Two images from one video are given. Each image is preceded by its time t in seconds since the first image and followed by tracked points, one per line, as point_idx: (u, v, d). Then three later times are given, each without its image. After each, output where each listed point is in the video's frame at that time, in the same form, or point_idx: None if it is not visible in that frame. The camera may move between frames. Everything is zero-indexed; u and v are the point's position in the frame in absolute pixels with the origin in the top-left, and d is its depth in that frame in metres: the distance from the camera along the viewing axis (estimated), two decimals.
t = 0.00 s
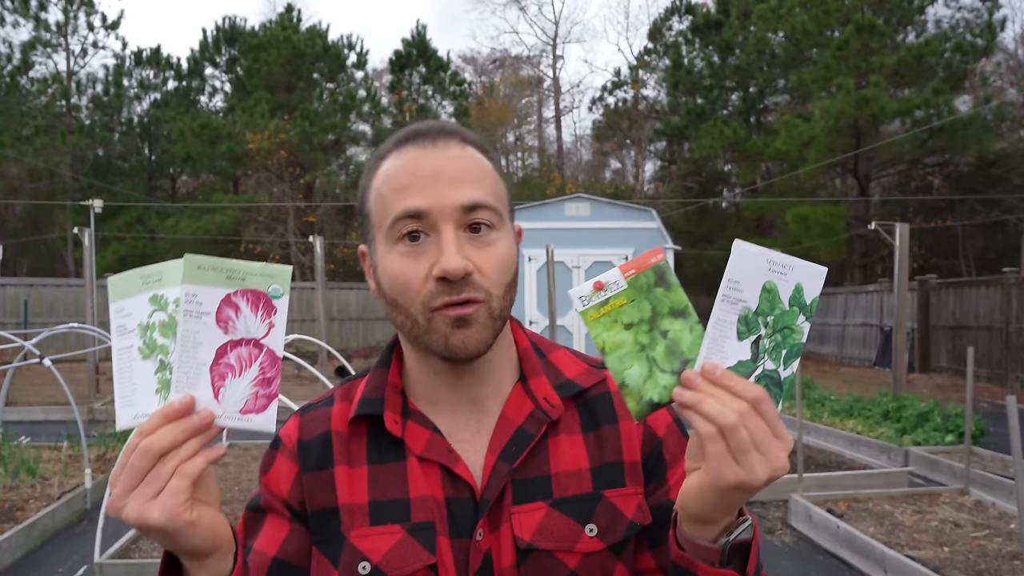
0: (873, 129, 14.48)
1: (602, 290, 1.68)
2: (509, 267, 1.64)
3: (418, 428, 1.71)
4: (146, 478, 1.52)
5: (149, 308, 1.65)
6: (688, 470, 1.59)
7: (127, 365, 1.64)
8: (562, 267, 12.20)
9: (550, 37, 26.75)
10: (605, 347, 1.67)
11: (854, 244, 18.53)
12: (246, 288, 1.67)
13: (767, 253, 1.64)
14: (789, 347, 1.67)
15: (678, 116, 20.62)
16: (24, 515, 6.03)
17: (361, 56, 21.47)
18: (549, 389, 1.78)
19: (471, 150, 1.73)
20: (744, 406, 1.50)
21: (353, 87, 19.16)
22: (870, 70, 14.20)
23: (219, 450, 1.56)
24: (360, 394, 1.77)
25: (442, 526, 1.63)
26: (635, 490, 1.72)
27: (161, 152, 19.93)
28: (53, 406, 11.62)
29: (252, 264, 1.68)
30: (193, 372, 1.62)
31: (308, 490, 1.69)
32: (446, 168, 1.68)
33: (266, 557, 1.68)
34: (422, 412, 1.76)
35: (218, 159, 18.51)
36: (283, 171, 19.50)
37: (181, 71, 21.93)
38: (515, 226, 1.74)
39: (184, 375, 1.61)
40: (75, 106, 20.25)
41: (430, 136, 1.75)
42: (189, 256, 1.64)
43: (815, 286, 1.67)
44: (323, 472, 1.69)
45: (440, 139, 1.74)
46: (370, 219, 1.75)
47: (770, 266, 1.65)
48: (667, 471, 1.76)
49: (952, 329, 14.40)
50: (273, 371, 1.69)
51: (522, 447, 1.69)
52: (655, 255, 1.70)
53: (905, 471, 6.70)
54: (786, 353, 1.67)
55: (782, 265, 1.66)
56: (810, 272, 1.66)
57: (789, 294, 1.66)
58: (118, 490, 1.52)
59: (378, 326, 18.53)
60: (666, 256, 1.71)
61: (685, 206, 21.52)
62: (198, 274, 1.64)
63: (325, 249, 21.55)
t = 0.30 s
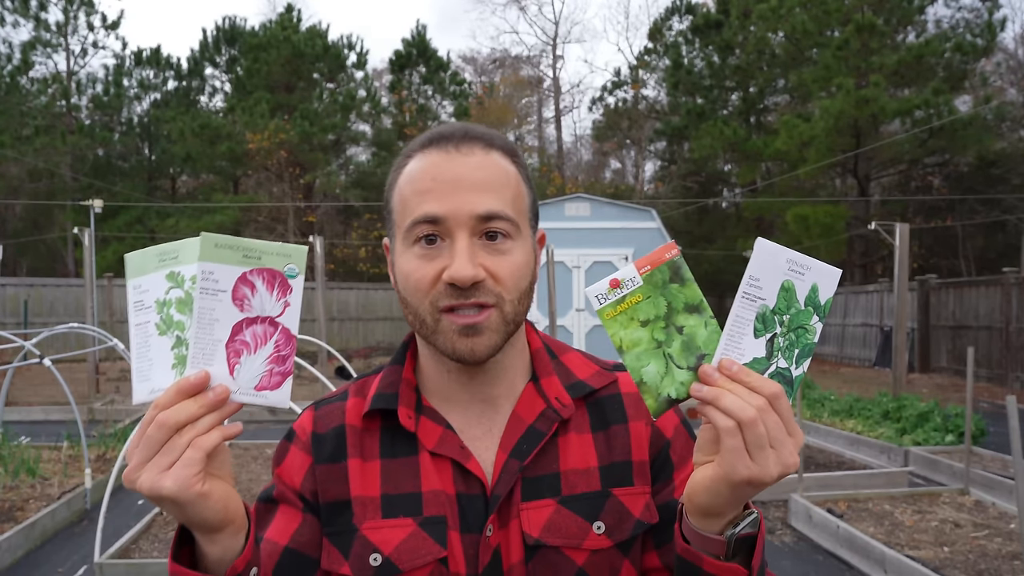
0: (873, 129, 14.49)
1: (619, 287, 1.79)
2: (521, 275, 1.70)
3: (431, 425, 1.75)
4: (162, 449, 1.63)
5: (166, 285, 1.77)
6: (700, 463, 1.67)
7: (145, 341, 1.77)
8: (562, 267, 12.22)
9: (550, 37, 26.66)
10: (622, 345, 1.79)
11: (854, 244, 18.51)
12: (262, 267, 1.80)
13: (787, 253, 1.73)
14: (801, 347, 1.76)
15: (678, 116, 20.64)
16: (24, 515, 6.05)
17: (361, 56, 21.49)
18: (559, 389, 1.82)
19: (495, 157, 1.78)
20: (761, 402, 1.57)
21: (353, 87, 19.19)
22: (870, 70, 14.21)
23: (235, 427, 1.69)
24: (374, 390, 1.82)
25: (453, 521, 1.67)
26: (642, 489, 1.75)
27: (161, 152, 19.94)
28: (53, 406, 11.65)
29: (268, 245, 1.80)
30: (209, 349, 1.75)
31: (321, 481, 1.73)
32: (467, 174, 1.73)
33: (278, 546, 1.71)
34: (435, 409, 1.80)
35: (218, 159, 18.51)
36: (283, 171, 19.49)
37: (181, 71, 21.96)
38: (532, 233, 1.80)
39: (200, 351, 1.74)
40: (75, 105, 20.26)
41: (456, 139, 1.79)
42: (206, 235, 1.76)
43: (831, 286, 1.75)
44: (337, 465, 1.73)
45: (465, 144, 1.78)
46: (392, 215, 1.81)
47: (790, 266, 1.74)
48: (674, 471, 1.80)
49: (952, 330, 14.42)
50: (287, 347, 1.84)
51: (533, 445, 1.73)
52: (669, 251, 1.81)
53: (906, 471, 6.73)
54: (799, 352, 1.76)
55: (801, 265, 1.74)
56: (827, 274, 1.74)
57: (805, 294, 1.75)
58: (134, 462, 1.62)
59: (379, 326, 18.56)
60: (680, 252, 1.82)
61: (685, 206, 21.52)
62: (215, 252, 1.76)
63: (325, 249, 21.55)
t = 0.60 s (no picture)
0: (873, 129, 14.47)
1: (643, 276, 1.79)
2: (526, 277, 1.70)
3: (439, 423, 1.76)
4: (169, 438, 1.64)
5: (175, 280, 1.84)
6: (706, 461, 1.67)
7: (154, 334, 1.80)
8: (562, 267, 12.21)
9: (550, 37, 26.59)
10: (641, 333, 1.79)
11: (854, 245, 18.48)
12: (269, 259, 1.81)
13: (824, 261, 1.71)
14: (832, 359, 1.75)
15: (678, 116, 20.63)
16: (24, 515, 6.05)
17: (361, 56, 21.48)
18: (568, 390, 1.82)
19: (505, 159, 1.78)
20: (771, 406, 1.57)
21: (353, 87, 19.19)
22: (870, 70, 14.19)
23: (241, 416, 1.68)
24: (383, 388, 1.82)
25: (460, 519, 1.67)
26: (648, 491, 1.75)
27: (161, 152, 19.94)
28: (53, 406, 11.65)
29: (276, 237, 1.81)
30: (216, 340, 1.76)
31: (328, 478, 1.73)
32: (476, 175, 1.73)
33: (284, 543, 1.71)
34: (443, 408, 1.80)
35: (218, 159, 18.51)
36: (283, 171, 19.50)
37: (181, 71, 21.96)
38: (541, 234, 1.79)
39: (208, 343, 1.75)
40: (75, 106, 20.24)
41: (466, 140, 1.80)
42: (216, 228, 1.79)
43: (873, 301, 1.71)
44: (344, 462, 1.74)
45: (475, 145, 1.79)
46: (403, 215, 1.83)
47: (826, 275, 1.72)
48: (680, 473, 1.80)
49: (952, 329, 14.42)
50: (292, 338, 1.83)
51: (541, 445, 1.73)
52: (700, 245, 1.79)
53: (906, 471, 6.73)
54: (828, 363, 1.75)
55: (839, 275, 1.72)
56: (869, 287, 1.71)
57: (841, 306, 1.73)
58: (142, 450, 1.64)
59: (379, 326, 18.55)
60: (712, 247, 1.79)
61: (685, 206, 21.52)
62: (224, 246, 1.78)
63: (324, 249, 21.51)
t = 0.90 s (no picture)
0: (873, 129, 14.47)
1: (659, 273, 1.80)
2: (535, 271, 1.70)
3: (444, 423, 1.75)
4: (171, 438, 1.64)
5: (179, 281, 1.82)
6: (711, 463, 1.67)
7: (158, 335, 1.80)
8: (563, 267, 12.21)
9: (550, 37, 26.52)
10: (652, 330, 1.81)
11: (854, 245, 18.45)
12: (275, 264, 1.83)
13: (841, 271, 1.72)
14: (843, 369, 1.76)
15: (678, 116, 20.63)
16: (24, 515, 6.05)
17: (361, 56, 21.44)
18: (574, 391, 1.82)
19: (513, 155, 1.80)
20: (778, 411, 1.57)
21: (353, 86, 19.18)
22: (870, 70, 14.18)
23: (242, 418, 1.67)
24: (388, 387, 1.82)
25: (464, 519, 1.67)
26: (653, 493, 1.75)
27: (161, 152, 19.94)
28: (53, 406, 11.64)
29: (281, 242, 1.82)
30: (221, 342, 1.78)
31: (333, 478, 1.73)
32: (486, 170, 1.75)
33: (289, 543, 1.72)
34: (448, 408, 1.80)
35: (218, 159, 18.55)
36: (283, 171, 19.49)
37: (181, 71, 21.95)
38: (549, 232, 1.80)
39: (213, 345, 1.77)
40: (75, 106, 20.23)
41: (476, 138, 1.83)
42: (224, 232, 1.80)
43: (888, 315, 1.73)
44: (349, 462, 1.74)
45: (486, 141, 1.81)
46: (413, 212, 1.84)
47: (842, 285, 1.73)
48: (686, 475, 1.79)
49: (952, 329, 14.42)
50: (295, 342, 1.84)
51: (546, 446, 1.73)
52: (718, 247, 1.80)
53: (906, 471, 6.73)
54: (838, 373, 1.76)
55: (855, 286, 1.73)
56: (886, 300, 1.72)
57: (856, 316, 1.74)
58: (145, 448, 1.63)
59: (379, 326, 18.54)
60: (730, 250, 1.81)
61: (685, 206, 21.50)
62: (233, 250, 1.81)
63: (325, 249, 21.47)
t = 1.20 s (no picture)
0: (873, 129, 14.47)
1: (668, 277, 1.81)
2: (542, 270, 1.71)
3: (449, 424, 1.76)
4: (180, 434, 1.64)
5: (180, 278, 1.82)
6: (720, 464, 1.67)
7: (161, 332, 1.80)
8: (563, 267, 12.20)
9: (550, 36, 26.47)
10: (660, 332, 1.81)
11: (854, 244, 18.43)
12: (293, 268, 1.85)
13: (849, 274, 1.73)
14: (850, 371, 1.76)
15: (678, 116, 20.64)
16: (24, 515, 6.05)
17: (361, 56, 21.43)
18: (579, 392, 1.83)
19: (517, 155, 1.81)
20: (786, 413, 1.58)
21: (353, 86, 19.19)
22: (870, 70, 14.18)
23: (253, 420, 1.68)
24: (394, 387, 1.83)
25: (469, 519, 1.68)
26: (658, 493, 1.75)
27: (161, 152, 19.96)
28: (53, 406, 11.64)
29: (299, 247, 1.85)
30: (236, 343, 1.79)
31: (338, 477, 1.74)
32: (491, 169, 1.77)
33: (293, 542, 1.72)
34: (453, 408, 1.81)
35: (218, 159, 18.62)
36: (283, 171, 19.50)
37: (181, 71, 21.96)
38: (554, 232, 1.81)
39: (228, 345, 1.79)
40: (75, 106, 20.23)
41: (479, 139, 1.84)
42: (244, 236, 1.84)
43: (893, 317, 1.73)
44: (354, 462, 1.75)
45: (491, 142, 1.83)
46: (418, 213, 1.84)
47: (849, 288, 1.74)
48: (691, 475, 1.80)
49: (952, 330, 14.43)
50: (309, 345, 1.84)
51: (552, 447, 1.74)
52: (726, 251, 1.80)
53: (906, 471, 6.74)
54: (845, 375, 1.76)
55: (863, 289, 1.74)
56: (891, 303, 1.73)
57: (863, 319, 1.75)
58: (153, 445, 1.64)
59: (379, 326, 18.55)
60: (737, 253, 1.82)
61: (685, 206, 21.50)
62: (251, 253, 1.84)
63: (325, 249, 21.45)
